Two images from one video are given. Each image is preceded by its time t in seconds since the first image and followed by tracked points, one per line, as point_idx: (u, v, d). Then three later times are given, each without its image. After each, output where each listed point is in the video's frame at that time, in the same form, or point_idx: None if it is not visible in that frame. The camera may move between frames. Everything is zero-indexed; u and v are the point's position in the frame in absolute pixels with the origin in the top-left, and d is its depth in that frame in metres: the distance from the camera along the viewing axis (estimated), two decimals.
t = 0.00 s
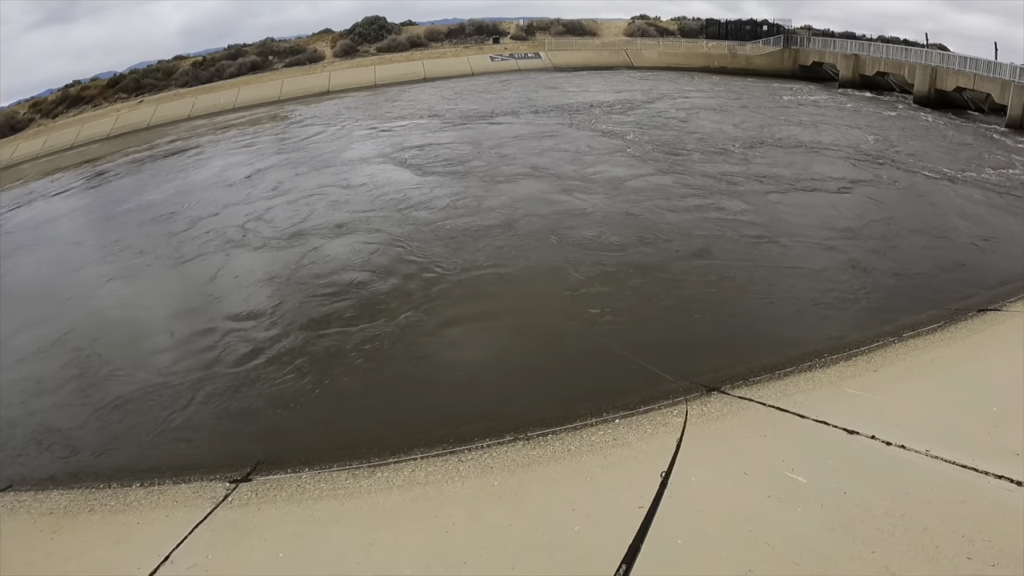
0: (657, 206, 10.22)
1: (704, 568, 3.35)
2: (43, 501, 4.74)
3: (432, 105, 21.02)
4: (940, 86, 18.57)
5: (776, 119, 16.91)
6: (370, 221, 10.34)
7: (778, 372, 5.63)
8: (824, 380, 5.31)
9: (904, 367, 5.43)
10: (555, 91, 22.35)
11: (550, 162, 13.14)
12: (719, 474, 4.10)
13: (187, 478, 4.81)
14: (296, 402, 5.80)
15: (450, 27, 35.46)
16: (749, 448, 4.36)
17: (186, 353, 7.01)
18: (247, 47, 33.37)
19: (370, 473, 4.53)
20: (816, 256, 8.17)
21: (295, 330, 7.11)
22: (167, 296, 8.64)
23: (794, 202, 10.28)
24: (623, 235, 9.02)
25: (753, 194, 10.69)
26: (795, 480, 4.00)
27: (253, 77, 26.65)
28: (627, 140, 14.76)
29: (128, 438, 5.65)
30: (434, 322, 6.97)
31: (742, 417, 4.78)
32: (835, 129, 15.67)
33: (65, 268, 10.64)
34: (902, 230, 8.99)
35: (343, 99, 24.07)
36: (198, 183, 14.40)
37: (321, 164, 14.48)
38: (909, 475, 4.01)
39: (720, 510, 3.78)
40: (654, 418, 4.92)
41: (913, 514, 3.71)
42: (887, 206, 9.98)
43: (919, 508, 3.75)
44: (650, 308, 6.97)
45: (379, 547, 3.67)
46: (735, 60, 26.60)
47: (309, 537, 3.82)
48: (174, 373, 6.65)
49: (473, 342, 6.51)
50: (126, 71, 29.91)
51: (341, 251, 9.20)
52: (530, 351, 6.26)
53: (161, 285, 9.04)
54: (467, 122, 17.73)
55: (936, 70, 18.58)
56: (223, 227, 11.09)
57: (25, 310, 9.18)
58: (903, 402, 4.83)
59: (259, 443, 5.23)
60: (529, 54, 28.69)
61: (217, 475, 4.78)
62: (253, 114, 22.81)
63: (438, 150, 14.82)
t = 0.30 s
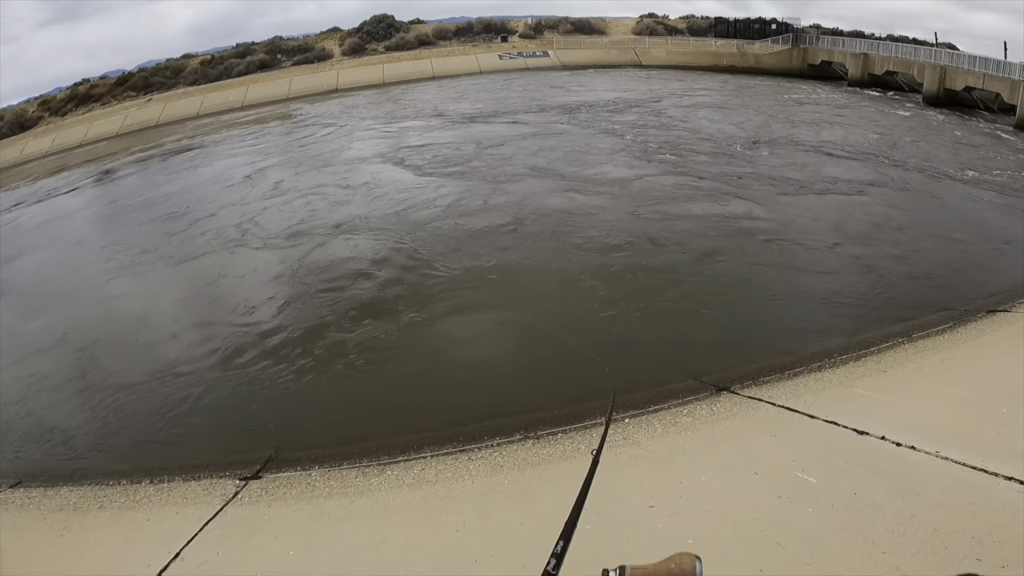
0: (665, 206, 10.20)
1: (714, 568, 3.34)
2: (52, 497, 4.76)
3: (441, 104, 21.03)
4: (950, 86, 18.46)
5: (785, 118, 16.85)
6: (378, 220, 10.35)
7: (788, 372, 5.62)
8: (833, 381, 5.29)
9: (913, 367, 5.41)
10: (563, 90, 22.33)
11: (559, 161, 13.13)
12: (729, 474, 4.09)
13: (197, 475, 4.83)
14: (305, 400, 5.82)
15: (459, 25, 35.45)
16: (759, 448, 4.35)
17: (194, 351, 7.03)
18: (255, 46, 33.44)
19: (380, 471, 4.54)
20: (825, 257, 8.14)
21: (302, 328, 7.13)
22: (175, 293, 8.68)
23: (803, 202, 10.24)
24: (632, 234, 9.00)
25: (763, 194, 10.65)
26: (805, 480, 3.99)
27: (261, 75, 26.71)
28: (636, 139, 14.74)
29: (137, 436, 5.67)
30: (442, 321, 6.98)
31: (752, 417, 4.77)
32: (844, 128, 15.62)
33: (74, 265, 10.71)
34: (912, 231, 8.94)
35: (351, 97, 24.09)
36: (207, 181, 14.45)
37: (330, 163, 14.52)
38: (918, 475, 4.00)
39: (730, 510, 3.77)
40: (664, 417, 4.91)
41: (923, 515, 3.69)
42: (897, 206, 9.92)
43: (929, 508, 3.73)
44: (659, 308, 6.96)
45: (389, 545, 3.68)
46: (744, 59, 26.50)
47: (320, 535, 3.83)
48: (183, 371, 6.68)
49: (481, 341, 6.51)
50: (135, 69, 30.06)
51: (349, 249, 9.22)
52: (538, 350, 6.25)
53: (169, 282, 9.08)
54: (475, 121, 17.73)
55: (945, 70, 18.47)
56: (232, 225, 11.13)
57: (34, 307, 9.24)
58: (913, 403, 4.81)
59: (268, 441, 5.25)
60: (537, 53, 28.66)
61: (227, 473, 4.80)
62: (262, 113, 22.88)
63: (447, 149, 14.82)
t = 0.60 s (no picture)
0: (671, 207, 10.19)
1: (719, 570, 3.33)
2: (58, 494, 4.79)
3: (447, 104, 21.04)
4: (957, 87, 18.38)
5: (791, 119, 16.78)
6: (384, 219, 10.36)
7: (794, 373, 5.60)
8: (839, 382, 5.27)
9: (920, 369, 5.38)
10: (569, 90, 22.31)
11: (565, 161, 13.13)
12: (735, 475, 4.09)
13: (202, 473, 4.84)
14: (309, 398, 5.83)
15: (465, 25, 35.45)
16: (765, 450, 4.33)
17: (199, 350, 7.05)
18: (262, 45, 33.54)
19: (384, 470, 4.54)
20: (831, 259, 8.11)
21: (307, 327, 7.14)
22: (181, 291, 8.71)
23: (809, 203, 10.21)
24: (638, 235, 8.98)
25: (769, 196, 10.62)
26: (811, 482, 3.97)
27: (268, 74, 26.77)
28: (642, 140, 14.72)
29: (142, 434, 5.69)
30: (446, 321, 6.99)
31: (758, 418, 4.76)
32: (851, 129, 15.54)
33: (80, 263, 10.76)
34: (918, 232, 8.91)
35: (357, 97, 24.11)
36: (213, 180, 14.49)
37: (335, 162, 14.54)
38: (924, 477, 3.98)
39: (736, 511, 3.76)
40: (670, 418, 4.91)
41: (929, 518, 3.67)
42: (903, 208, 9.87)
43: (935, 511, 3.71)
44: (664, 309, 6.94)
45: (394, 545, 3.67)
46: (750, 59, 26.41)
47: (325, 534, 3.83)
48: (188, 369, 6.70)
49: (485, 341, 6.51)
50: (142, 68, 30.17)
51: (353, 247, 9.22)
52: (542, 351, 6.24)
53: (176, 281, 9.10)
54: (481, 121, 17.73)
55: (952, 70, 18.39)
56: (238, 223, 11.16)
57: (41, 305, 9.29)
58: (920, 406, 4.78)
59: (272, 440, 5.26)
60: (543, 52, 28.63)
61: (232, 471, 4.81)
62: (268, 112, 22.93)
63: (453, 148, 14.83)
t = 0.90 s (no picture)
0: (671, 208, 10.18)
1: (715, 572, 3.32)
2: (56, 494, 4.79)
3: (448, 104, 21.05)
4: (959, 87, 18.34)
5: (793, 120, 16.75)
6: (384, 219, 10.37)
7: (792, 374, 5.59)
8: (839, 384, 5.26)
9: (918, 371, 5.36)
10: (571, 90, 22.30)
11: (566, 162, 13.13)
12: (731, 478, 4.07)
13: (200, 473, 4.85)
14: (308, 399, 5.84)
15: (467, 25, 35.46)
16: (762, 452, 4.32)
17: (199, 350, 7.06)
18: (264, 45, 33.58)
19: (381, 471, 4.54)
20: (831, 260, 8.09)
21: (307, 327, 7.15)
22: (181, 291, 8.73)
23: (809, 204, 10.20)
24: (637, 237, 8.98)
25: (770, 196, 10.61)
26: (807, 484, 3.96)
27: (269, 75, 26.81)
28: (643, 140, 14.72)
29: (141, 433, 5.70)
30: (445, 321, 6.99)
31: (755, 420, 4.74)
32: (853, 130, 15.51)
33: (81, 263, 10.77)
34: (918, 233, 8.89)
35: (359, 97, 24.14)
36: (214, 180, 14.51)
37: (336, 163, 14.56)
38: (921, 480, 3.96)
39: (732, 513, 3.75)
40: (668, 419, 4.90)
41: (925, 521, 3.66)
42: (905, 210, 9.84)
43: (931, 514, 3.70)
44: (662, 310, 6.94)
45: (389, 546, 3.68)
46: (752, 59, 26.39)
47: (320, 534, 3.84)
48: (188, 369, 6.71)
49: (484, 342, 6.52)
50: (144, 68, 30.24)
51: (353, 248, 9.23)
52: (542, 352, 6.24)
53: (175, 281, 9.11)
54: (482, 122, 17.75)
55: (954, 71, 18.35)
56: (238, 223, 11.17)
57: (42, 305, 9.30)
58: (917, 408, 4.77)
59: (270, 440, 5.27)
60: (545, 53, 28.63)
61: (230, 471, 4.82)
62: (270, 112, 22.97)
63: (453, 149, 14.83)
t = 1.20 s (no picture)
0: (679, 209, 10.16)
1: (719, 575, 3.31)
2: (62, 490, 4.82)
3: (455, 105, 21.09)
4: (968, 89, 18.24)
5: (801, 123, 16.68)
6: (391, 220, 10.40)
7: (799, 377, 5.56)
8: (845, 387, 5.22)
9: (926, 375, 5.33)
10: (579, 92, 22.30)
11: (574, 163, 13.12)
12: (737, 480, 4.06)
13: (206, 471, 4.87)
14: (313, 398, 5.85)
15: (475, 26, 35.50)
16: (768, 455, 4.30)
17: (206, 348, 7.09)
18: (273, 45, 33.72)
19: (387, 471, 4.55)
20: (839, 262, 8.06)
21: (313, 327, 7.17)
22: (189, 290, 8.77)
23: (817, 207, 10.16)
24: (644, 239, 8.96)
25: (778, 199, 10.58)
26: (812, 488, 3.94)
27: (278, 75, 26.92)
28: (650, 142, 14.70)
29: (147, 431, 5.73)
30: (451, 322, 7.00)
31: (761, 423, 4.72)
32: (862, 133, 15.41)
33: (89, 261, 10.84)
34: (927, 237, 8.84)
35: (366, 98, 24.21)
36: (222, 179, 14.58)
37: (344, 163, 14.61)
38: (927, 484, 3.94)
39: (738, 515, 3.73)
40: (674, 421, 4.88)
41: (931, 525, 3.63)
42: (915, 213, 9.76)
43: (937, 519, 3.67)
44: (668, 312, 6.92)
45: (393, 545, 3.68)
46: (760, 61, 26.32)
47: (324, 533, 3.85)
48: (194, 368, 6.74)
49: (490, 343, 6.52)
50: (154, 67, 30.43)
51: (360, 248, 9.25)
52: (547, 353, 6.24)
53: (183, 280, 9.16)
54: (490, 123, 17.78)
55: (963, 73, 18.25)
56: (246, 224, 11.22)
57: (50, 303, 9.36)
58: (925, 412, 4.74)
59: (276, 438, 5.28)
60: (553, 54, 28.64)
61: (236, 469, 4.84)
62: (278, 112, 23.06)
63: (460, 150, 14.85)
